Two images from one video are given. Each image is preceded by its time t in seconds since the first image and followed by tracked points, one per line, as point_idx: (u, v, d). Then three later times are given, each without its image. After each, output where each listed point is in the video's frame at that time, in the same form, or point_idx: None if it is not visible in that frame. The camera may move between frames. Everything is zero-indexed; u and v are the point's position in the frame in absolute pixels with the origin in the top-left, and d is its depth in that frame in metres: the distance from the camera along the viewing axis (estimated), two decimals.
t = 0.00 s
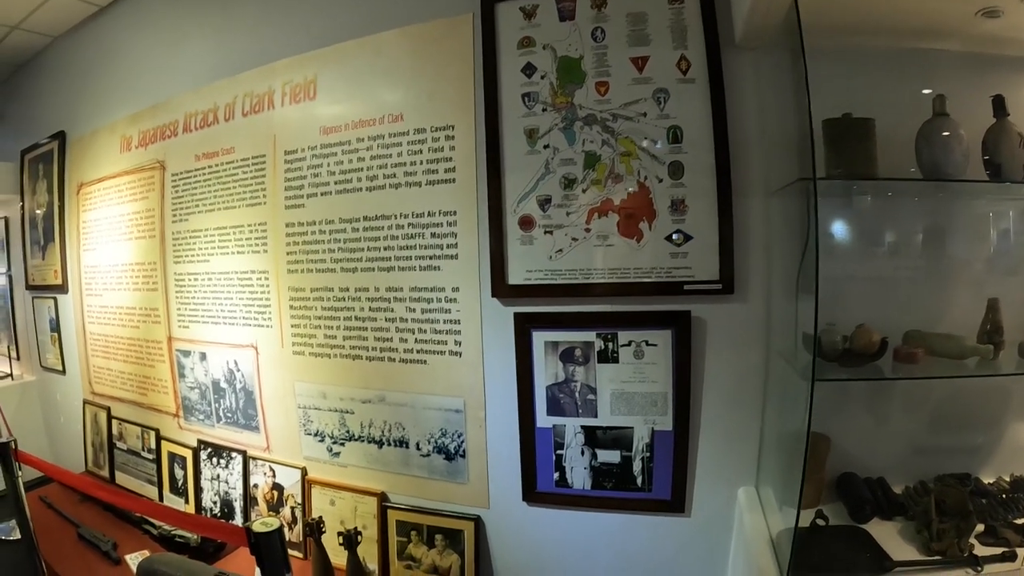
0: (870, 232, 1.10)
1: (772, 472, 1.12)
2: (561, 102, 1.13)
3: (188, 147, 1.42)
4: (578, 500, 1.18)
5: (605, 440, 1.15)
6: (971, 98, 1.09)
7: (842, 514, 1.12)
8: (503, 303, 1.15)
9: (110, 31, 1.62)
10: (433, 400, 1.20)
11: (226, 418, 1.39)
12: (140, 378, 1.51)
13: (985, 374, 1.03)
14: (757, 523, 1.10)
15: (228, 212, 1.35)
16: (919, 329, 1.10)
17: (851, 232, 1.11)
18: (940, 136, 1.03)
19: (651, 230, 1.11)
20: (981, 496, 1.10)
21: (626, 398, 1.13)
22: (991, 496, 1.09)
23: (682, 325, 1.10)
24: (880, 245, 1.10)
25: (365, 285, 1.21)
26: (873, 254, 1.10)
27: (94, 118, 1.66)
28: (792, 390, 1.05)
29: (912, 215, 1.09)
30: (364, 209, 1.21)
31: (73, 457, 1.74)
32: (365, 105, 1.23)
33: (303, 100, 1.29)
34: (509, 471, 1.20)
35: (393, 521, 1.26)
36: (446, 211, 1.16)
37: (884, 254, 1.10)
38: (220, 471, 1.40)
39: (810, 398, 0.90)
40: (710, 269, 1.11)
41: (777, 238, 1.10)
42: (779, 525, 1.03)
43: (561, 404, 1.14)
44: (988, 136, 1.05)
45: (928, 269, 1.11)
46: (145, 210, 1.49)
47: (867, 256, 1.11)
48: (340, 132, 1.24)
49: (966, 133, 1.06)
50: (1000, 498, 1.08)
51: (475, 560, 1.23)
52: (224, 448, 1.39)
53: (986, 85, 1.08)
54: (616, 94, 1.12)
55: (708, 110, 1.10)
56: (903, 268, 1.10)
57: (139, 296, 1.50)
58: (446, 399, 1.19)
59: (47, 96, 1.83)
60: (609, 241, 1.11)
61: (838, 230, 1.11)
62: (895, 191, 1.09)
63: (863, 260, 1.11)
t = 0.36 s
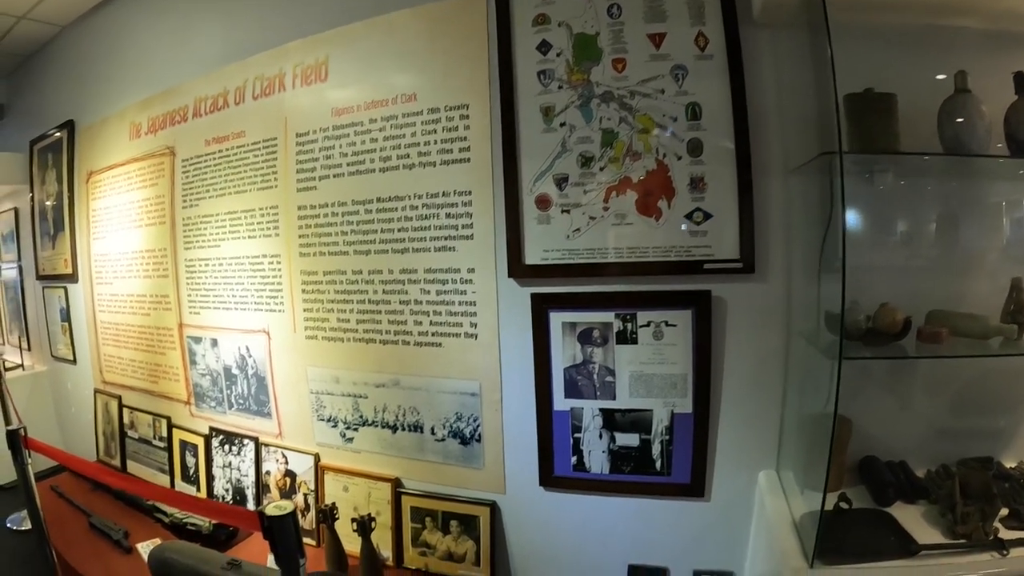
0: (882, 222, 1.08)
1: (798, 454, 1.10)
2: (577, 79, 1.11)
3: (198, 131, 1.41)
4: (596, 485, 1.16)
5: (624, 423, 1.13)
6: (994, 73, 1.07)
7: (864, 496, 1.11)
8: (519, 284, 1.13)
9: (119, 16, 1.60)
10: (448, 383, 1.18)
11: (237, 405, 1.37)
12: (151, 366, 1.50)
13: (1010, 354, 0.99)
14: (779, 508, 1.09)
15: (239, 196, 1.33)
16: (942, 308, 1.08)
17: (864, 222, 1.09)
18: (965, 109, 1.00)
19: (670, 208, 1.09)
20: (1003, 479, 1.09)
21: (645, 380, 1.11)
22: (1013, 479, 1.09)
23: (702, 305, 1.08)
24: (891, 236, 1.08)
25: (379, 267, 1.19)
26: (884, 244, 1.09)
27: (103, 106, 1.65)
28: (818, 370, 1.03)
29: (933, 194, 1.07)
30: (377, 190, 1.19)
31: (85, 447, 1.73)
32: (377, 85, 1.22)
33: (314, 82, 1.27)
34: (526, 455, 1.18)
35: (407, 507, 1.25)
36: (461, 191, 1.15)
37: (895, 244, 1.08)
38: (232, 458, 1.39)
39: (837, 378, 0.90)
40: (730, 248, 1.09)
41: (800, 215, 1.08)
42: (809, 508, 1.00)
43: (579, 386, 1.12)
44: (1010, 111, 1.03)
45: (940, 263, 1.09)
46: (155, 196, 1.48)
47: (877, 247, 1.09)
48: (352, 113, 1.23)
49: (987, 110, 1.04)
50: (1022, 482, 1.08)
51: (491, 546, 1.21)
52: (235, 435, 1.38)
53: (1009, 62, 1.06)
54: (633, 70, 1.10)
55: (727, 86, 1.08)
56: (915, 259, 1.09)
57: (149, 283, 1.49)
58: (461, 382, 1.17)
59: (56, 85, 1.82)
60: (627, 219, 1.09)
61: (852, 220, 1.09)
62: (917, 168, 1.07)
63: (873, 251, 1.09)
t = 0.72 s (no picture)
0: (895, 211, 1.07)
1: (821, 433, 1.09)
2: (597, 54, 1.09)
3: (209, 111, 1.39)
4: (614, 465, 1.14)
5: (644, 402, 1.11)
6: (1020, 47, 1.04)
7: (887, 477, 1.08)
8: (538, 261, 1.11)
9: None
10: (465, 362, 1.16)
11: (250, 387, 1.36)
12: (162, 350, 1.48)
13: None
14: (803, 489, 1.07)
15: (252, 176, 1.32)
16: (966, 286, 1.05)
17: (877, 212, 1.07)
18: (988, 84, 0.98)
19: (691, 182, 1.07)
20: None
21: (666, 358, 1.09)
22: None
23: (725, 282, 1.06)
24: (904, 225, 1.07)
25: (394, 245, 1.18)
26: (898, 233, 1.07)
27: (113, 88, 1.64)
28: (844, 346, 1.00)
29: (956, 168, 1.05)
30: (393, 167, 1.18)
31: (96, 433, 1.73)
32: (392, 61, 1.19)
33: (328, 59, 1.25)
34: (544, 436, 1.16)
35: (422, 490, 1.23)
36: (479, 167, 1.13)
37: (908, 233, 1.07)
38: (244, 441, 1.38)
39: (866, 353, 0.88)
40: (752, 223, 1.07)
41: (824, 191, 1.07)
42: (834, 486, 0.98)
43: (599, 364, 1.10)
44: None
45: (956, 245, 1.06)
46: (166, 177, 1.46)
47: (890, 235, 1.08)
48: (367, 89, 1.21)
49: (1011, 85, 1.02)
50: None
51: (507, 528, 1.19)
52: (248, 418, 1.36)
53: None
54: (653, 44, 1.08)
55: (749, 60, 1.06)
56: (928, 248, 1.07)
57: (160, 266, 1.47)
58: (478, 361, 1.15)
59: (65, 69, 1.81)
60: (648, 194, 1.08)
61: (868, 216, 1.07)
62: (942, 144, 1.04)
63: (886, 239, 1.07)
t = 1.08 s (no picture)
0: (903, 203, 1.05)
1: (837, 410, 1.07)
2: (609, 28, 1.07)
3: (218, 92, 1.38)
4: (627, 444, 1.13)
5: (658, 379, 1.10)
6: None
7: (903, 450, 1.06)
8: (551, 238, 1.11)
9: None
10: (476, 340, 1.15)
11: (259, 369, 1.35)
12: (170, 334, 1.48)
13: None
14: (820, 465, 1.06)
15: (261, 156, 1.31)
16: (983, 261, 1.03)
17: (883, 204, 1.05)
18: (1003, 58, 0.95)
19: (705, 157, 1.06)
20: None
21: (680, 334, 1.08)
22: None
23: (740, 257, 1.05)
24: (912, 215, 1.04)
25: (405, 224, 1.17)
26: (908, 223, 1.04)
27: (120, 74, 1.64)
28: (861, 321, 0.99)
29: (972, 142, 1.01)
30: (404, 145, 1.17)
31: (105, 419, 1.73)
32: (400, 38, 1.17)
33: (337, 38, 1.23)
34: (555, 414, 1.15)
35: (433, 471, 1.22)
36: (491, 143, 1.12)
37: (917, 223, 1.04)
38: (253, 425, 1.37)
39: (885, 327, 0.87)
40: (766, 198, 1.06)
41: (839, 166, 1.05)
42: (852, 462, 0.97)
43: (612, 341, 1.09)
44: None
45: (975, 221, 1.03)
46: (174, 160, 1.46)
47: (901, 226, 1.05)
48: (376, 68, 1.19)
49: None
50: None
51: (519, 509, 1.18)
52: (258, 401, 1.36)
53: None
54: (666, 18, 1.06)
55: (763, 33, 1.04)
56: (936, 238, 1.04)
57: (168, 250, 1.47)
58: (490, 339, 1.14)
59: (71, 56, 1.81)
60: (661, 168, 1.07)
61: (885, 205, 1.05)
62: (957, 117, 1.01)
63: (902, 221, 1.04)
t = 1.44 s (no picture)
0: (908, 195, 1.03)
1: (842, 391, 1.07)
2: (610, 8, 1.06)
3: (220, 78, 1.39)
4: (630, 426, 1.12)
5: (661, 360, 1.09)
6: None
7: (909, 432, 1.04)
8: (553, 218, 1.10)
9: None
10: (478, 322, 1.15)
11: (261, 354, 1.36)
12: (173, 321, 1.50)
13: None
14: (824, 446, 1.05)
15: (263, 141, 1.31)
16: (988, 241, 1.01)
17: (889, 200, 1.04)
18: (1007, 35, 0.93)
19: (707, 136, 1.06)
20: None
21: (682, 315, 1.08)
22: None
23: (742, 236, 1.05)
24: (918, 207, 1.04)
25: (407, 205, 1.17)
26: (912, 215, 1.03)
27: (122, 63, 1.64)
28: (865, 299, 0.98)
29: (978, 119, 1.00)
30: (406, 127, 1.17)
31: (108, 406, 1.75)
32: (401, 19, 1.16)
33: (339, 22, 1.22)
34: (557, 397, 1.14)
35: (434, 454, 1.22)
36: (493, 124, 1.12)
37: (922, 215, 1.04)
38: (255, 410, 1.38)
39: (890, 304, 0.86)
40: (769, 177, 1.06)
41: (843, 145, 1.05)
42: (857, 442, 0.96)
43: (615, 321, 1.09)
44: None
45: (978, 201, 1.02)
46: (176, 147, 1.47)
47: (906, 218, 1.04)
48: (378, 50, 1.19)
49: None
50: None
51: (521, 493, 1.18)
52: (260, 387, 1.36)
53: None
54: None
55: (766, 11, 1.03)
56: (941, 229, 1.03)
57: (171, 236, 1.49)
58: (492, 321, 1.14)
59: (74, 46, 1.82)
60: (663, 148, 1.06)
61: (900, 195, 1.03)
62: (960, 95, 1.00)
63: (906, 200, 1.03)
